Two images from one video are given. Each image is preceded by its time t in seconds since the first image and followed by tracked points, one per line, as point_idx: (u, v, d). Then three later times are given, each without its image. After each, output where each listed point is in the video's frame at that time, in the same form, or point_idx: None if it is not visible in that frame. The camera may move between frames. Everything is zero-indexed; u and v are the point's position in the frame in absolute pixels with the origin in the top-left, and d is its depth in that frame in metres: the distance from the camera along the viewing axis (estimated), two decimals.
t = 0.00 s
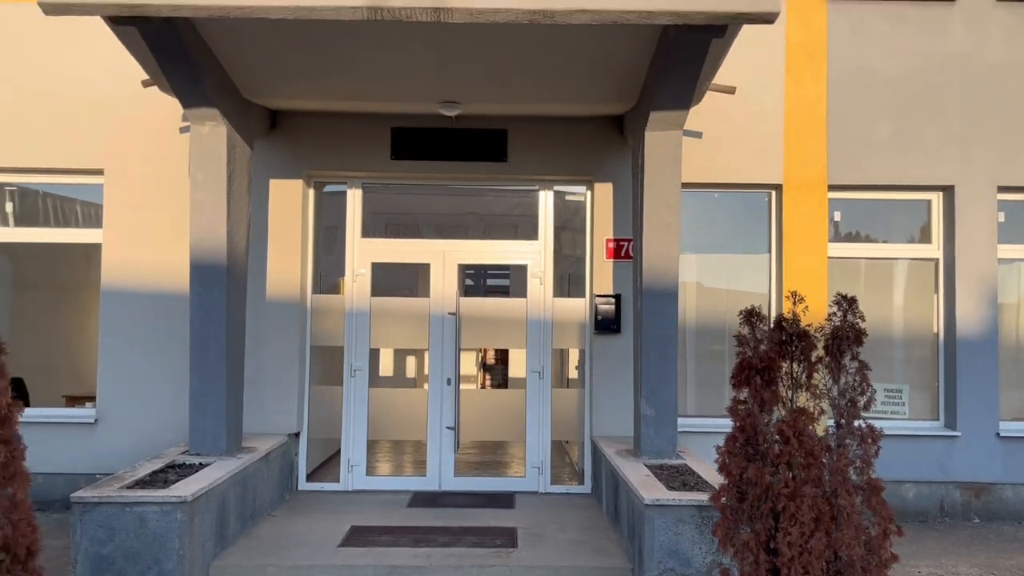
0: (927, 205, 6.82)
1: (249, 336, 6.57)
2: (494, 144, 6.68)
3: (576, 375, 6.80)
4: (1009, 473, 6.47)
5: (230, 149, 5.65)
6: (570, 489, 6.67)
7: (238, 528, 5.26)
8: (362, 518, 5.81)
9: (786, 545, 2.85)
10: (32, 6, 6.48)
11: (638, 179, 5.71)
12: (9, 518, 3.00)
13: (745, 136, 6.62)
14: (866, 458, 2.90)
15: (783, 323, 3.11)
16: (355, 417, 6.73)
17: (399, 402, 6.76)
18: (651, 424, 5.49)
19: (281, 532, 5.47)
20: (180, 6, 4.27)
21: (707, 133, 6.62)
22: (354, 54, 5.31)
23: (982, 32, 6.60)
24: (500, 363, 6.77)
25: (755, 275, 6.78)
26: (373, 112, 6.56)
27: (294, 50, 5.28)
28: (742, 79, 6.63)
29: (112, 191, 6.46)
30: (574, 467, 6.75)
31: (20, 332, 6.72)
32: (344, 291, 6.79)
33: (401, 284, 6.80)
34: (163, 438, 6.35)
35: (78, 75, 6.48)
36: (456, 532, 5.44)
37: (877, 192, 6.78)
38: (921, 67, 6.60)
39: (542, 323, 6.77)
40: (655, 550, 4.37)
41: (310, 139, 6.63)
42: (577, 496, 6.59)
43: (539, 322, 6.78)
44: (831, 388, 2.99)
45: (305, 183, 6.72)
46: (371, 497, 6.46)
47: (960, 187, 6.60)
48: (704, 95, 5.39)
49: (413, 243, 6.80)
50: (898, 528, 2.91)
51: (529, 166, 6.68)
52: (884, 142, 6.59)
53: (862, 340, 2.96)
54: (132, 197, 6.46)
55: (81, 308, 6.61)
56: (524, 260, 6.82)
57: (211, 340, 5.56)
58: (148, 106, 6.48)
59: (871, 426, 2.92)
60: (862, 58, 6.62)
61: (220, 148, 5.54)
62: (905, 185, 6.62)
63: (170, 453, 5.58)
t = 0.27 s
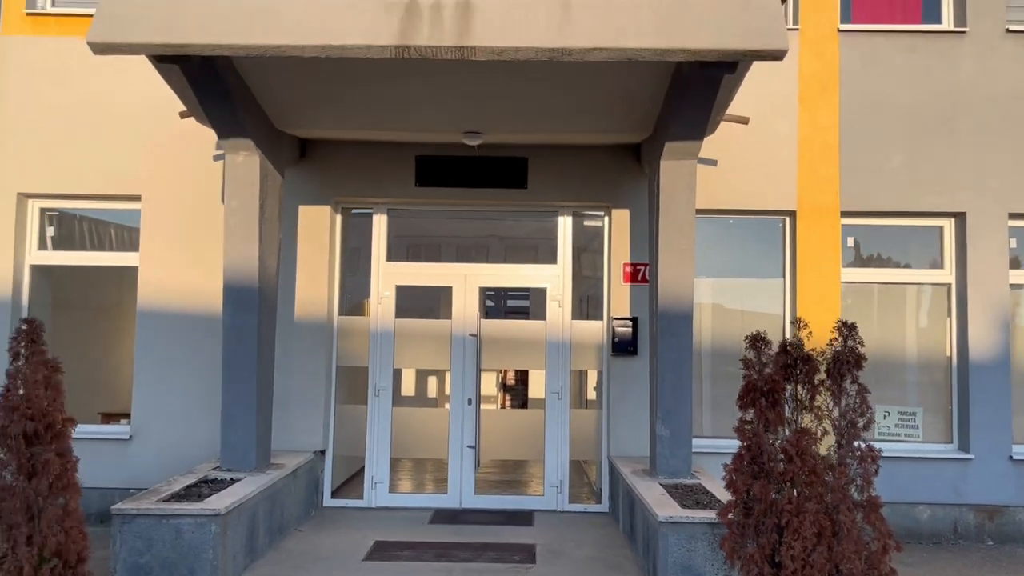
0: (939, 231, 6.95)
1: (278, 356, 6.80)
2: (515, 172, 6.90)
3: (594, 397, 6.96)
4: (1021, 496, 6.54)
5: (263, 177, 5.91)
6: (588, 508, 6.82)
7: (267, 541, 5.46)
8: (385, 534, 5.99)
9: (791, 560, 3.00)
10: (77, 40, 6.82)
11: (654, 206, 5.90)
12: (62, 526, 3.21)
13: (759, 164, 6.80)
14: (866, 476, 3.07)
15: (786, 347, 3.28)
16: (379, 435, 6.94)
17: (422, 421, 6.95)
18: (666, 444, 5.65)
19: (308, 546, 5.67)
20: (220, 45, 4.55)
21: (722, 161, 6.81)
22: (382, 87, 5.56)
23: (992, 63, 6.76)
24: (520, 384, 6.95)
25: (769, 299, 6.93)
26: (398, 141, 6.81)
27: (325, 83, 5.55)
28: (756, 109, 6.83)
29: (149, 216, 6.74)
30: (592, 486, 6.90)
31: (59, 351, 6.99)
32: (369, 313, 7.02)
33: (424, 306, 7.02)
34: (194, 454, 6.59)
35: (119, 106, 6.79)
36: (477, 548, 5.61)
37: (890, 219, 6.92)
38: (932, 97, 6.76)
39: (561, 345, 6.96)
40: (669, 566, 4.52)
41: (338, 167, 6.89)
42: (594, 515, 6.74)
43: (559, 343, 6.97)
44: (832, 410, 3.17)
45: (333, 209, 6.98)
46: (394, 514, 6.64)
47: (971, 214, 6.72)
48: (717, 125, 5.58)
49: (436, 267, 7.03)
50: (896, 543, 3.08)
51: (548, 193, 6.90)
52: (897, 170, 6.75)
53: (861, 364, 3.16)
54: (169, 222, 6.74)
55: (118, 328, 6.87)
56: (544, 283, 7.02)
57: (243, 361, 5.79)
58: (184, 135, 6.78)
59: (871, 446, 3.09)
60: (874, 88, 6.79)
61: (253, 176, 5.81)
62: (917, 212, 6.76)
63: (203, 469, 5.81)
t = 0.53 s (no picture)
0: (938, 258, 7.11)
1: (292, 376, 7.01)
2: (524, 199, 7.12)
3: (600, 418, 7.12)
4: (1020, 519, 6.65)
5: (280, 204, 6.15)
6: (593, 527, 6.97)
7: (281, 557, 5.65)
8: (395, 551, 6.16)
9: None
10: (104, 70, 7.11)
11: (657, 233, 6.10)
12: (92, 537, 3.43)
13: (760, 192, 6.99)
14: (850, 495, 3.23)
15: (776, 374, 3.48)
16: (390, 454, 7.13)
17: (431, 441, 7.13)
18: (668, 464, 5.81)
19: (320, 561, 5.84)
20: (242, 82, 4.80)
21: (724, 189, 7.01)
22: (395, 119, 5.80)
23: (988, 95, 6.95)
24: (528, 405, 7.13)
25: (771, 323, 7.10)
26: (411, 169, 7.05)
27: (341, 116, 5.79)
28: (757, 138, 7.02)
29: (170, 240, 6.99)
30: (598, 506, 7.06)
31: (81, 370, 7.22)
32: (381, 335, 7.23)
33: (435, 329, 7.22)
34: (210, 472, 6.79)
35: (143, 133, 7.06)
36: (484, 565, 5.78)
37: (889, 246, 7.09)
38: (929, 127, 6.95)
39: (568, 366, 7.14)
40: None
41: (352, 194, 7.13)
42: (599, 534, 6.89)
43: (566, 366, 7.15)
44: (819, 433, 3.34)
45: (347, 234, 7.21)
46: (403, 531, 6.81)
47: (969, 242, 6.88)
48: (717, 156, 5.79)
49: (446, 291, 7.24)
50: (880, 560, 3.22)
51: (556, 219, 7.11)
52: (895, 198, 6.92)
53: (846, 390, 3.33)
54: (189, 245, 6.98)
55: (139, 347, 7.10)
56: (552, 306, 7.21)
57: (259, 381, 6.01)
58: (205, 162, 7.04)
59: (856, 467, 3.25)
60: (872, 119, 6.98)
61: (271, 203, 6.04)
62: (916, 239, 6.93)
63: (219, 485, 6.01)
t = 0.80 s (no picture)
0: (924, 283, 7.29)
1: (295, 394, 7.19)
2: (521, 224, 7.33)
3: (595, 438, 7.29)
4: (1005, 539, 6.80)
5: (285, 228, 6.36)
6: (587, 545, 7.13)
7: (281, 570, 5.82)
8: (393, 566, 6.33)
9: None
10: (116, 97, 7.37)
11: (649, 258, 6.31)
12: (104, 547, 3.60)
13: (750, 219, 7.20)
14: (822, 511, 3.41)
15: (752, 397, 3.67)
16: (389, 472, 7.30)
17: (430, 459, 7.31)
18: (659, 483, 5.98)
19: None
20: (250, 113, 5.03)
21: (715, 215, 7.22)
22: (396, 148, 6.03)
23: (972, 126, 7.17)
24: (528, 423, 7.31)
25: (762, 346, 7.28)
26: (411, 195, 7.27)
27: (345, 144, 6.02)
28: (747, 167, 7.24)
29: (177, 262, 7.21)
30: (592, 524, 7.21)
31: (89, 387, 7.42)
32: (382, 355, 7.42)
33: (434, 350, 7.42)
34: (213, 488, 6.96)
35: (153, 158, 7.30)
36: None
37: (876, 271, 7.27)
38: (914, 157, 7.16)
39: (564, 387, 7.33)
40: None
41: (354, 218, 7.35)
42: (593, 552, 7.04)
43: (561, 386, 7.34)
44: (793, 453, 3.54)
45: (349, 257, 7.41)
46: (401, 548, 6.98)
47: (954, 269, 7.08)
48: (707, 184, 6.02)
49: (446, 312, 7.44)
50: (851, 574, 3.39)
51: (552, 244, 7.31)
52: (881, 226, 7.12)
53: (818, 413, 3.55)
54: (196, 267, 7.20)
55: (146, 365, 7.30)
56: (548, 328, 7.41)
57: (262, 399, 6.20)
58: (213, 186, 7.27)
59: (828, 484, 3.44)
60: (859, 149, 7.20)
61: (276, 228, 6.26)
62: (902, 265, 7.12)
63: (223, 501, 6.19)
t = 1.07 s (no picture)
0: (906, 309, 7.46)
1: (291, 415, 7.34)
2: (514, 249, 7.52)
3: (586, 459, 7.42)
4: (985, 562, 6.95)
5: (283, 253, 6.53)
6: (577, 565, 7.26)
7: None
8: None
9: None
10: (119, 122, 7.55)
11: (638, 285, 6.49)
12: (107, 564, 3.77)
13: (737, 246, 7.39)
14: (797, 533, 3.58)
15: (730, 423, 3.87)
16: (383, 491, 7.43)
17: (423, 480, 7.44)
18: (647, 504, 6.13)
19: None
20: (252, 144, 5.22)
21: (703, 242, 7.41)
22: (392, 176, 6.21)
23: (951, 158, 7.39)
24: (520, 444, 7.45)
25: (748, 371, 7.46)
26: (407, 220, 7.45)
27: (342, 172, 6.20)
28: (735, 195, 7.44)
29: (177, 284, 7.37)
30: (582, 545, 7.35)
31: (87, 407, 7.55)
32: (376, 376, 7.57)
33: (428, 372, 7.57)
34: (209, 507, 7.09)
35: (154, 183, 7.48)
36: None
37: (860, 297, 7.44)
38: (896, 187, 7.37)
39: (555, 409, 7.48)
40: None
41: (351, 243, 7.53)
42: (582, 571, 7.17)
43: (552, 409, 7.49)
44: (768, 477, 3.73)
45: (346, 280, 7.58)
46: (394, 567, 7.10)
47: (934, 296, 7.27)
48: (694, 212, 6.24)
49: (441, 336, 7.60)
50: None
51: (544, 269, 7.49)
52: (864, 253, 7.32)
53: (792, 438, 3.77)
54: (195, 290, 7.36)
55: (144, 385, 7.44)
56: (541, 351, 7.58)
57: (259, 419, 6.34)
58: (212, 210, 7.44)
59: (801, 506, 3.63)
60: (843, 178, 7.41)
61: (275, 253, 6.43)
62: (885, 292, 7.31)
63: (220, 520, 6.32)
